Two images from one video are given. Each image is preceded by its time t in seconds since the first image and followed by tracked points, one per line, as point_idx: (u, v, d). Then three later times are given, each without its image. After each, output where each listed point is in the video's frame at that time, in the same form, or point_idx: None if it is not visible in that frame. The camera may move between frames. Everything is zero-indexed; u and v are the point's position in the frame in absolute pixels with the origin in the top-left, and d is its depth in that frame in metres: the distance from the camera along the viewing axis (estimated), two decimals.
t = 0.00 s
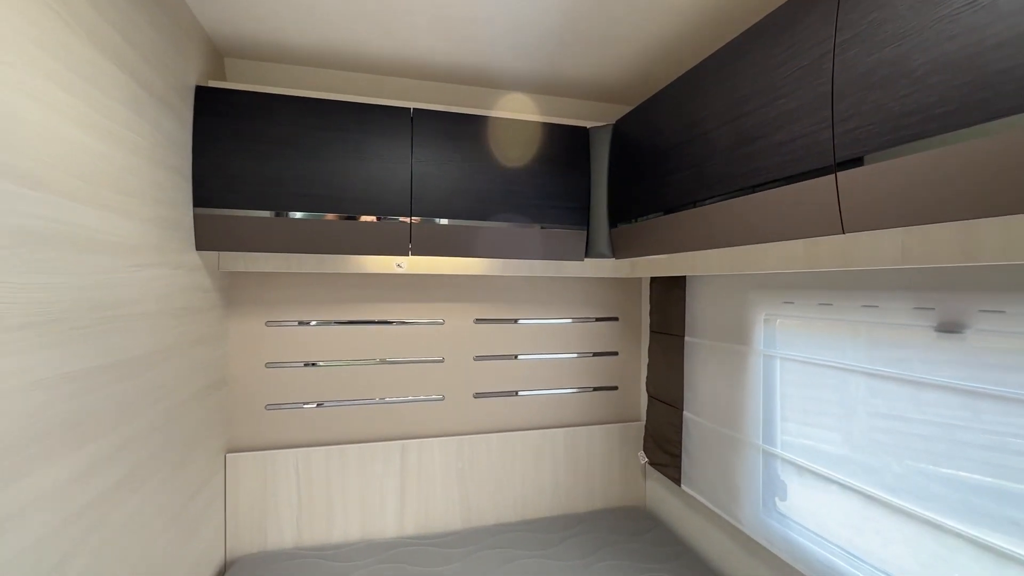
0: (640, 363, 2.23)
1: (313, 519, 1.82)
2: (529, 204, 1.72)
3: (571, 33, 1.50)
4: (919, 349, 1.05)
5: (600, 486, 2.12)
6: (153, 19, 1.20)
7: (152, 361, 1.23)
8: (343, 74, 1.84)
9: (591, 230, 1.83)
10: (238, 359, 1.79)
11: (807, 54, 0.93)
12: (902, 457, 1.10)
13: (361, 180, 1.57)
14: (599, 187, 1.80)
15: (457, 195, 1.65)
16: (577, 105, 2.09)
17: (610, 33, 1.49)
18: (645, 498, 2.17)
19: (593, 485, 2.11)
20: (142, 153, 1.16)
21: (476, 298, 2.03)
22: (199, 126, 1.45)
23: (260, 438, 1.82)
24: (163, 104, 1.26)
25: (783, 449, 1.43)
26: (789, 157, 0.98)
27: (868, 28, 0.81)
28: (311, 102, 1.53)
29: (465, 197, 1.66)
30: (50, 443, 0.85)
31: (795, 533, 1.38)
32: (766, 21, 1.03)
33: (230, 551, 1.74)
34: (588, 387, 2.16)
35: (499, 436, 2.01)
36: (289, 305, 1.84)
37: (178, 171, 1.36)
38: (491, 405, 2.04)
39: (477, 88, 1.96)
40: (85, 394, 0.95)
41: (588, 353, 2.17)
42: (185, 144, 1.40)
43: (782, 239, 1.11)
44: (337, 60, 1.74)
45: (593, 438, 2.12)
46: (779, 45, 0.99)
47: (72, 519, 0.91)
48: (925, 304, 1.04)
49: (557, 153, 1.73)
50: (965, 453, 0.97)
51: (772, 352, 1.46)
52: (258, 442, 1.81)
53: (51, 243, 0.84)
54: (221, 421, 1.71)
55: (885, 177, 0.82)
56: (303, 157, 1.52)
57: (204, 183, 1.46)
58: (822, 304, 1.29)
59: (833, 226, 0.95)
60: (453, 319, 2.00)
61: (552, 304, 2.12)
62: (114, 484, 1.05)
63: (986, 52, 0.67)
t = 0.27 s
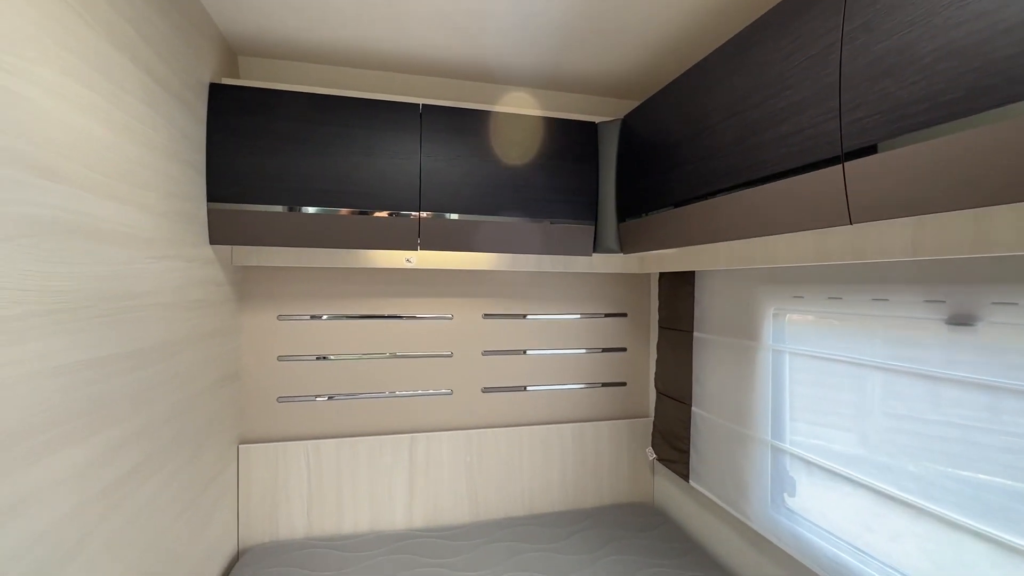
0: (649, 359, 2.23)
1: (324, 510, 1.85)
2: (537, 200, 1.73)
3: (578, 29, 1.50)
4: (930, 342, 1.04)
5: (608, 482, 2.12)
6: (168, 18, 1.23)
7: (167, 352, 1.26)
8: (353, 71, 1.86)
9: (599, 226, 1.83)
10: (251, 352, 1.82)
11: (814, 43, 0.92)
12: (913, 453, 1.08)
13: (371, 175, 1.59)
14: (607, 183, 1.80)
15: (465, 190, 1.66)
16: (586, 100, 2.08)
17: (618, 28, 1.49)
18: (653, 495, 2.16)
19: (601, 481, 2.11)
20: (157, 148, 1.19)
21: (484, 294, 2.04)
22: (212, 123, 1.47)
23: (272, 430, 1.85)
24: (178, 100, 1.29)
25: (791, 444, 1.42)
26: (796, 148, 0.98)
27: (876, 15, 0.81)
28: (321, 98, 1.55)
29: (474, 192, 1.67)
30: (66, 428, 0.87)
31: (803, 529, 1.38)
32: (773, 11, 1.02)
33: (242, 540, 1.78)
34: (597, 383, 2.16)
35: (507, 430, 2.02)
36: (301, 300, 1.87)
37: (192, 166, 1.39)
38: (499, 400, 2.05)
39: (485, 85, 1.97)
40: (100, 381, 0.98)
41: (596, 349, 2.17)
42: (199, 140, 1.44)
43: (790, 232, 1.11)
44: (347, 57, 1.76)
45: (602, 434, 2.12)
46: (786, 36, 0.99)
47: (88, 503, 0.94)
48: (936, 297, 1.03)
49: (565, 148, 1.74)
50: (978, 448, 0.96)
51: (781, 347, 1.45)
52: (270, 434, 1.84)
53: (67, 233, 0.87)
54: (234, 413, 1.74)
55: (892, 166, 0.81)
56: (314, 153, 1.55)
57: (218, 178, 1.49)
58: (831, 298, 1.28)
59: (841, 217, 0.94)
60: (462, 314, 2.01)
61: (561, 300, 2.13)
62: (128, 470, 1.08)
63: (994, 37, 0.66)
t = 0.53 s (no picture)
0: (655, 354, 2.23)
1: (332, 499, 1.88)
2: (542, 194, 1.74)
3: (583, 24, 1.51)
4: (933, 334, 1.04)
5: (612, 476, 2.12)
6: (180, 16, 1.26)
7: (178, 342, 1.29)
8: (360, 67, 1.88)
9: (604, 220, 1.84)
10: (261, 345, 1.85)
11: (815, 34, 0.92)
12: (917, 445, 1.08)
13: (377, 170, 1.61)
14: (612, 177, 1.81)
15: (471, 184, 1.68)
16: (592, 95, 2.09)
17: (623, 22, 1.49)
18: (658, 490, 2.17)
19: (606, 475, 2.12)
20: (169, 143, 1.22)
21: (490, 288, 2.05)
22: (223, 119, 1.51)
23: (281, 421, 1.88)
24: (189, 96, 1.32)
25: (794, 437, 1.42)
26: (797, 139, 0.98)
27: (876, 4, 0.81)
28: (329, 94, 1.57)
29: (479, 187, 1.69)
30: (80, 411, 0.90)
31: (806, 522, 1.38)
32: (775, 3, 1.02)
33: (252, 528, 1.81)
34: (602, 377, 2.17)
35: (512, 424, 2.03)
36: (309, 293, 1.90)
37: (203, 161, 1.42)
38: (504, 394, 2.07)
39: (490, 80, 1.98)
40: (113, 368, 1.01)
41: (601, 343, 2.17)
42: (210, 135, 1.47)
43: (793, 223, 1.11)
44: (355, 54, 1.79)
45: (607, 428, 2.12)
46: (788, 27, 0.99)
47: (101, 484, 0.97)
48: (939, 288, 1.02)
49: (570, 142, 1.74)
50: (982, 440, 0.95)
51: (784, 340, 1.45)
52: (279, 424, 1.88)
53: (82, 223, 0.90)
54: (244, 403, 1.78)
55: (892, 155, 0.81)
56: (322, 148, 1.57)
57: (228, 173, 1.52)
58: (835, 291, 1.28)
59: (842, 208, 0.94)
60: (468, 308, 2.03)
61: (566, 294, 2.14)
62: (141, 455, 1.11)
63: (993, 24, 0.66)
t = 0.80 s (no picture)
0: (658, 349, 2.24)
1: (339, 488, 1.92)
2: (546, 189, 1.76)
3: (587, 20, 1.52)
4: (931, 326, 1.05)
5: (615, 469, 2.15)
6: (192, 15, 1.29)
7: (191, 332, 1.33)
8: (368, 64, 1.91)
9: (608, 215, 1.86)
10: (270, 337, 1.90)
11: (813, 29, 0.94)
12: (915, 437, 1.08)
13: (384, 165, 1.64)
14: (616, 172, 1.82)
15: (476, 179, 1.70)
16: (596, 91, 2.10)
17: (626, 19, 1.51)
18: (661, 483, 2.19)
19: (609, 468, 2.14)
20: (182, 139, 1.26)
21: (495, 282, 2.08)
22: (234, 115, 1.54)
23: (291, 411, 1.93)
24: (201, 93, 1.36)
25: (795, 430, 1.43)
26: (796, 133, 1.00)
27: None
28: (337, 91, 1.60)
29: (484, 182, 1.71)
30: (96, 396, 0.94)
31: (806, 514, 1.39)
32: None
33: (262, 515, 1.86)
34: (606, 371, 2.19)
35: (516, 416, 2.06)
36: (318, 287, 1.94)
37: (215, 156, 1.46)
38: (508, 387, 2.10)
39: (496, 77, 2.00)
40: (128, 355, 1.04)
41: (606, 338, 2.19)
42: (222, 132, 1.50)
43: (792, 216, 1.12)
44: (362, 51, 1.82)
45: (610, 421, 2.14)
46: (787, 22, 1.00)
47: (117, 467, 1.01)
48: (937, 281, 1.03)
49: (575, 138, 1.76)
50: (979, 431, 0.96)
51: (786, 334, 1.46)
52: (288, 415, 1.92)
53: (99, 215, 0.93)
54: (255, 394, 1.82)
55: (887, 148, 0.83)
56: (330, 143, 1.60)
57: (239, 168, 1.56)
58: (835, 285, 1.29)
59: (839, 201, 0.95)
60: (473, 302, 2.06)
61: (571, 289, 2.16)
62: (154, 440, 1.15)
63: (985, 18, 0.67)
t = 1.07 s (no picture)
0: (662, 345, 2.26)
1: (346, 480, 1.96)
2: (550, 186, 1.78)
3: (591, 18, 1.54)
4: (930, 321, 1.06)
5: (619, 463, 2.17)
6: (204, 14, 1.32)
7: (203, 324, 1.37)
8: (375, 62, 1.93)
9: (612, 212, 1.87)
10: (279, 331, 1.93)
11: (813, 26, 0.95)
12: (915, 431, 1.09)
13: (391, 161, 1.66)
14: (620, 169, 1.84)
15: (481, 176, 1.73)
16: (601, 88, 2.11)
17: (631, 17, 1.52)
18: (664, 478, 2.20)
19: (612, 462, 2.16)
20: (195, 137, 1.29)
21: (500, 278, 2.10)
22: (244, 113, 1.57)
23: (299, 404, 1.96)
24: (213, 91, 1.39)
25: (796, 425, 1.45)
26: (796, 130, 1.01)
27: None
28: (345, 89, 1.63)
29: (490, 178, 1.73)
30: (115, 385, 0.98)
31: (806, 507, 1.41)
32: None
33: (271, 505, 1.90)
34: (609, 367, 2.21)
35: (521, 410, 2.09)
36: (326, 282, 1.97)
37: (226, 153, 1.49)
38: (513, 381, 2.12)
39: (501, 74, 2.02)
40: (143, 346, 1.08)
41: (610, 333, 2.21)
42: (232, 129, 1.54)
43: (793, 211, 1.13)
44: (369, 49, 1.84)
45: (614, 416, 2.16)
46: (788, 19, 1.01)
47: (134, 454, 1.04)
48: (937, 276, 1.04)
49: (579, 135, 1.78)
50: (976, 424, 0.97)
51: (787, 330, 1.47)
52: (297, 407, 1.96)
53: (117, 210, 0.97)
54: (265, 386, 1.86)
55: (885, 144, 0.84)
56: (338, 140, 1.63)
57: (249, 165, 1.59)
58: (836, 280, 1.30)
59: (838, 196, 0.97)
60: (479, 297, 2.09)
61: (575, 285, 2.18)
62: (169, 428, 1.19)
63: (981, 16, 0.68)
